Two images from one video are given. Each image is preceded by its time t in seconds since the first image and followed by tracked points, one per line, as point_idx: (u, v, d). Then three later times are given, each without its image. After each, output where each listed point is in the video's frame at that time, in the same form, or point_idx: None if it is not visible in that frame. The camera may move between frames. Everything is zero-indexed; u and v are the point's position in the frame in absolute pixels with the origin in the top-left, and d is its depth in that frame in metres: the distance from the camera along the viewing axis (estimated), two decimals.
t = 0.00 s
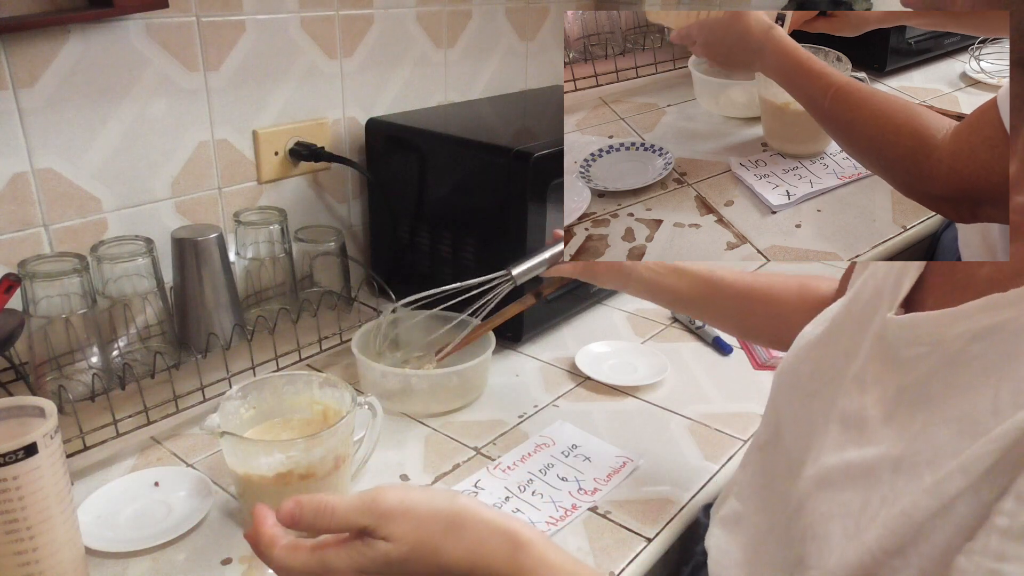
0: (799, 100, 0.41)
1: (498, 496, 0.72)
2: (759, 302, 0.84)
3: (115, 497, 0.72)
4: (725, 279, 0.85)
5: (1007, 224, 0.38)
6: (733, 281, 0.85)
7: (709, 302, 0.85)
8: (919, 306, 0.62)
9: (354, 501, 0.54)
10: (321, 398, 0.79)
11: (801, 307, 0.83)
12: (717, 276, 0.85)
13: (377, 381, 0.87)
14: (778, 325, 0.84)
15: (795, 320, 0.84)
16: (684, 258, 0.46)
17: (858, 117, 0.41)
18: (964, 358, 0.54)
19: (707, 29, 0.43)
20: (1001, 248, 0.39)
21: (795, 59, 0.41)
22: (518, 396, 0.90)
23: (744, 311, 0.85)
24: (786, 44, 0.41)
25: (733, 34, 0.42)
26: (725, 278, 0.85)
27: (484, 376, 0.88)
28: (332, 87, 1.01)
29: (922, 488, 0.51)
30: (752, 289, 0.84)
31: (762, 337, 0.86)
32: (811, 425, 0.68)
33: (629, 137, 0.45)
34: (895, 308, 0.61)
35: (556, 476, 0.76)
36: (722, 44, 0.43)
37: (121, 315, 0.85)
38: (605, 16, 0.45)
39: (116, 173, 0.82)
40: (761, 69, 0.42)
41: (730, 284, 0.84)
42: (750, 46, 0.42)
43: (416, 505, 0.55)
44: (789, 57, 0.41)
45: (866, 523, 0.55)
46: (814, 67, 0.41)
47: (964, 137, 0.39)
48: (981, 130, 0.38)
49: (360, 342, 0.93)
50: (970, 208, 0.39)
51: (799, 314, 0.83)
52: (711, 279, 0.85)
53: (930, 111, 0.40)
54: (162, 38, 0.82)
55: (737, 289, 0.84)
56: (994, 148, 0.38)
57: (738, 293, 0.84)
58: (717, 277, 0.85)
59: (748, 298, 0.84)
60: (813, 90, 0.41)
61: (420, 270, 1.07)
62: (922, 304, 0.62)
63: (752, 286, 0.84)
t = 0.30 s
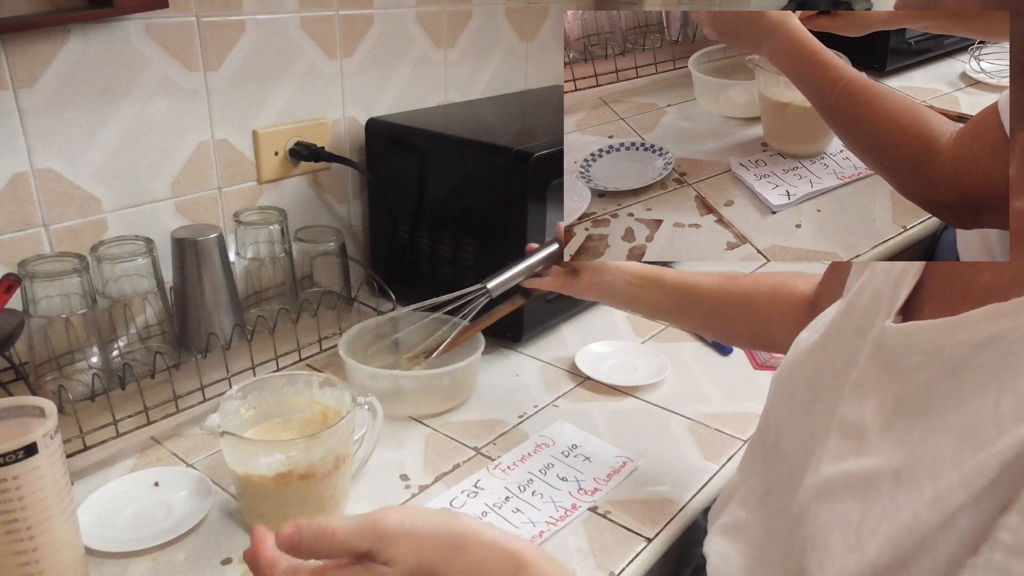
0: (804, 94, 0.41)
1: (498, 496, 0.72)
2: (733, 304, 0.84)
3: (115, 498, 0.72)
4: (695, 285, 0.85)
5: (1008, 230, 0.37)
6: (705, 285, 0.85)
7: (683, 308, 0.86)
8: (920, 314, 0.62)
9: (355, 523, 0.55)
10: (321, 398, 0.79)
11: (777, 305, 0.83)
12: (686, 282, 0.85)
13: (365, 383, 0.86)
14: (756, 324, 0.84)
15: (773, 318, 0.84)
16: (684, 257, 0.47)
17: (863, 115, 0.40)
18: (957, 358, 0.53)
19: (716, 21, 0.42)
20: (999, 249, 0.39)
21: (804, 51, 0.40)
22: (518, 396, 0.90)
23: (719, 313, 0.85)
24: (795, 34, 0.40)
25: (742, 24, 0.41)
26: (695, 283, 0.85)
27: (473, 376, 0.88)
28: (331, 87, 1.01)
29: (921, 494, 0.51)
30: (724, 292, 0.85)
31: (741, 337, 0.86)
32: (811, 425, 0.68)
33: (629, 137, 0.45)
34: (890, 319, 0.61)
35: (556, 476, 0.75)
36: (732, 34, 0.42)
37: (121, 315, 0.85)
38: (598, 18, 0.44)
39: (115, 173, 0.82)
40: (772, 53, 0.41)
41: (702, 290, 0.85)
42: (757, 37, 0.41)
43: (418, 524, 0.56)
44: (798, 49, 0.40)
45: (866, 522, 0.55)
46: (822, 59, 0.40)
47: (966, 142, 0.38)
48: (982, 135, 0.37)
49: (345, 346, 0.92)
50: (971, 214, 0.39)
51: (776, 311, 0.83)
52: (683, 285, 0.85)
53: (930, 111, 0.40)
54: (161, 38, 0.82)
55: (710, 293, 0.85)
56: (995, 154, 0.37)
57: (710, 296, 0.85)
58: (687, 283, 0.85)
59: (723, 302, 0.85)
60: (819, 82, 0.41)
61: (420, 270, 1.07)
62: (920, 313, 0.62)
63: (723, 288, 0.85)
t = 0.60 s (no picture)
0: (805, 96, 0.41)
1: (498, 496, 0.72)
2: (738, 281, 0.83)
3: (114, 498, 0.72)
4: (711, 272, 0.81)
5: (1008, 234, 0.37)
6: (718, 271, 0.81)
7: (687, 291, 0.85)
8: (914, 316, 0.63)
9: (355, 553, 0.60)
10: (320, 398, 0.79)
11: (781, 280, 0.83)
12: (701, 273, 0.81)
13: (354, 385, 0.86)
14: (756, 298, 0.85)
15: (773, 291, 0.84)
16: (684, 258, 0.46)
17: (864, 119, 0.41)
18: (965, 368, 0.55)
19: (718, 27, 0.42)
20: (998, 250, 0.38)
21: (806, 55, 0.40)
22: (518, 396, 0.90)
23: (724, 291, 0.85)
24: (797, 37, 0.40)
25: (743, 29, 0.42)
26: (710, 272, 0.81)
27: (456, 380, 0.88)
28: (331, 87, 1.01)
29: (920, 505, 0.53)
30: (734, 274, 0.82)
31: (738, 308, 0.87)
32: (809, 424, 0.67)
33: (629, 137, 0.45)
34: (888, 321, 0.62)
35: (556, 476, 0.75)
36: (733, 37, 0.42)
37: (121, 315, 0.85)
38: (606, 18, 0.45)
39: (115, 173, 0.82)
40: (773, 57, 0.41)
41: (712, 274, 0.81)
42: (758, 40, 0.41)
43: (415, 556, 0.60)
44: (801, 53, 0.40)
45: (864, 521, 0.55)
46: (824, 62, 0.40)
47: (965, 148, 0.38)
48: (982, 140, 0.38)
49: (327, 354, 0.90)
50: (971, 219, 0.39)
51: (779, 285, 0.84)
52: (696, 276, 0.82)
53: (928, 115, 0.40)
54: (162, 38, 0.82)
55: (718, 277, 0.82)
56: (995, 159, 0.37)
57: (718, 278, 0.82)
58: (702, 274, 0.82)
59: (728, 280, 0.83)
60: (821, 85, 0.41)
61: (420, 270, 1.07)
62: (916, 316, 0.63)
63: (735, 273, 0.81)
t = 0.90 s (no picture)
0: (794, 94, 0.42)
1: (498, 496, 0.72)
2: (737, 283, 0.84)
3: (114, 498, 0.72)
4: (709, 269, 0.83)
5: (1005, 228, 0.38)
6: (717, 270, 0.83)
7: (687, 292, 0.86)
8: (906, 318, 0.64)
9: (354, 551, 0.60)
10: (320, 399, 0.79)
11: (781, 283, 0.83)
12: (700, 270, 0.83)
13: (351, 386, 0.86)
14: (757, 301, 0.85)
15: (774, 294, 0.84)
16: (683, 258, 0.46)
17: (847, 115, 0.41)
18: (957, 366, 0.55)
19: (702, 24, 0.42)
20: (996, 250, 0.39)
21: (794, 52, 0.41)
22: (518, 396, 0.90)
23: (724, 292, 0.85)
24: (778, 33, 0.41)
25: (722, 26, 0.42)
26: (708, 269, 0.83)
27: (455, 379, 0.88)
28: (331, 87, 1.01)
29: (909, 502, 0.53)
30: (732, 274, 0.83)
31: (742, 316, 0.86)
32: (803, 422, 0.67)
33: (629, 136, 0.45)
34: (880, 320, 0.62)
35: (556, 476, 0.75)
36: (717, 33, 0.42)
37: (121, 315, 0.85)
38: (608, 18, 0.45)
39: (115, 173, 0.82)
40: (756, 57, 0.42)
41: (712, 272, 0.83)
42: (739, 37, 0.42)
43: (414, 553, 0.60)
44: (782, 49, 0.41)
45: (864, 521, 0.55)
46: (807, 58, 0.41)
47: (951, 141, 0.40)
48: (969, 134, 0.40)
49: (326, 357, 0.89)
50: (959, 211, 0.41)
51: (781, 288, 0.84)
52: (694, 274, 0.84)
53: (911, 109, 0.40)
54: (161, 38, 0.82)
55: (717, 277, 0.84)
56: (983, 152, 0.39)
57: (718, 278, 0.84)
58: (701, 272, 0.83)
59: (728, 283, 0.84)
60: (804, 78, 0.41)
61: (421, 270, 1.07)
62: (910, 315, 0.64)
63: (733, 272, 0.83)
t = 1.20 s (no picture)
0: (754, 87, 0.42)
1: (498, 496, 0.72)
2: (732, 285, 0.84)
3: (114, 498, 0.72)
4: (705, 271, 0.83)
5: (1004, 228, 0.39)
6: (713, 272, 0.83)
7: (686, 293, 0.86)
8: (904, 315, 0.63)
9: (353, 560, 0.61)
10: (321, 399, 0.79)
11: (779, 284, 0.83)
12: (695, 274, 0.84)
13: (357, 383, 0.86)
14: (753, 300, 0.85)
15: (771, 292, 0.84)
16: (684, 258, 0.46)
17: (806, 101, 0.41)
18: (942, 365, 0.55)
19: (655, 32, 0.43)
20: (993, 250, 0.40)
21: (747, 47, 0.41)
22: (518, 396, 0.90)
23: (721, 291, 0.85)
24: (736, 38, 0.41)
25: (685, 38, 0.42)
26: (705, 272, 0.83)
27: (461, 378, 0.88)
28: (331, 87, 1.02)
29: (905, 500, 0.53)
30: (726, 275, 0.84)
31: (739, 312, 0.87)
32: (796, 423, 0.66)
33: (629, 136, 0.45)
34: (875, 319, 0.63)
35: (556, 476, 0.76)
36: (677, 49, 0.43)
37: (121, 315, 0.85)
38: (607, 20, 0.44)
39: (115, 173, 0.82)
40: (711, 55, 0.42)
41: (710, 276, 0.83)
42: (701, 42, 0.42)
43: (415, 562, 0.61)
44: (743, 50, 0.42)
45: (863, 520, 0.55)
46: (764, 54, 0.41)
47: (911, 115, 0.40)
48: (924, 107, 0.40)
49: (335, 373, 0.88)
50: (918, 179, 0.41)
51: (778, 289, 0.84)
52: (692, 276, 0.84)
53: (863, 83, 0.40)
54: (161, 38, 0.82)
55: (712, 278, 0.84)
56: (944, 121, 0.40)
57: (713, 281, 0.84)
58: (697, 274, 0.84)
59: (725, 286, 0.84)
60: (761, 75, 0.42)
61: (420, 270, 1.07)
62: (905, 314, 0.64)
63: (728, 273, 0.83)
